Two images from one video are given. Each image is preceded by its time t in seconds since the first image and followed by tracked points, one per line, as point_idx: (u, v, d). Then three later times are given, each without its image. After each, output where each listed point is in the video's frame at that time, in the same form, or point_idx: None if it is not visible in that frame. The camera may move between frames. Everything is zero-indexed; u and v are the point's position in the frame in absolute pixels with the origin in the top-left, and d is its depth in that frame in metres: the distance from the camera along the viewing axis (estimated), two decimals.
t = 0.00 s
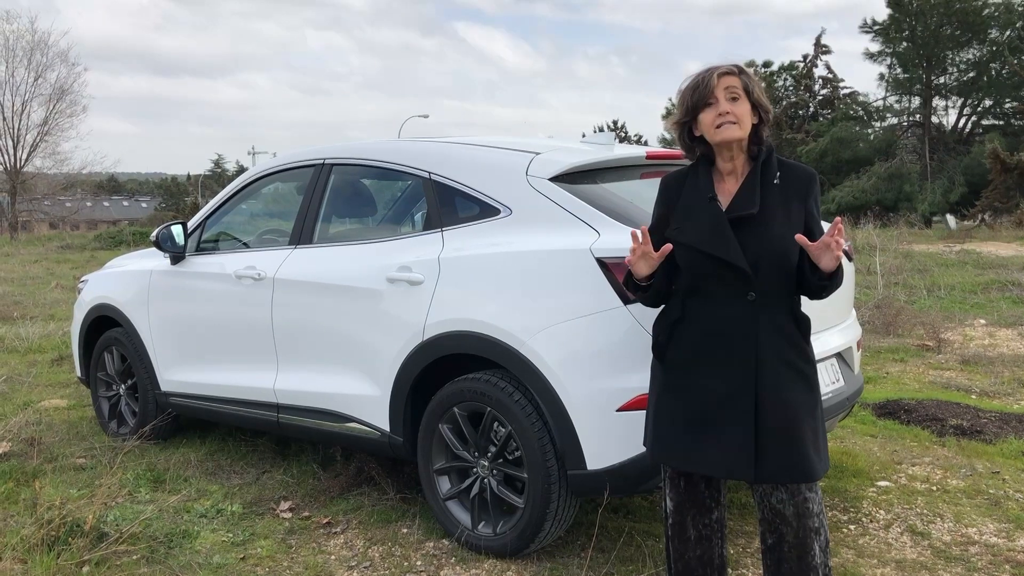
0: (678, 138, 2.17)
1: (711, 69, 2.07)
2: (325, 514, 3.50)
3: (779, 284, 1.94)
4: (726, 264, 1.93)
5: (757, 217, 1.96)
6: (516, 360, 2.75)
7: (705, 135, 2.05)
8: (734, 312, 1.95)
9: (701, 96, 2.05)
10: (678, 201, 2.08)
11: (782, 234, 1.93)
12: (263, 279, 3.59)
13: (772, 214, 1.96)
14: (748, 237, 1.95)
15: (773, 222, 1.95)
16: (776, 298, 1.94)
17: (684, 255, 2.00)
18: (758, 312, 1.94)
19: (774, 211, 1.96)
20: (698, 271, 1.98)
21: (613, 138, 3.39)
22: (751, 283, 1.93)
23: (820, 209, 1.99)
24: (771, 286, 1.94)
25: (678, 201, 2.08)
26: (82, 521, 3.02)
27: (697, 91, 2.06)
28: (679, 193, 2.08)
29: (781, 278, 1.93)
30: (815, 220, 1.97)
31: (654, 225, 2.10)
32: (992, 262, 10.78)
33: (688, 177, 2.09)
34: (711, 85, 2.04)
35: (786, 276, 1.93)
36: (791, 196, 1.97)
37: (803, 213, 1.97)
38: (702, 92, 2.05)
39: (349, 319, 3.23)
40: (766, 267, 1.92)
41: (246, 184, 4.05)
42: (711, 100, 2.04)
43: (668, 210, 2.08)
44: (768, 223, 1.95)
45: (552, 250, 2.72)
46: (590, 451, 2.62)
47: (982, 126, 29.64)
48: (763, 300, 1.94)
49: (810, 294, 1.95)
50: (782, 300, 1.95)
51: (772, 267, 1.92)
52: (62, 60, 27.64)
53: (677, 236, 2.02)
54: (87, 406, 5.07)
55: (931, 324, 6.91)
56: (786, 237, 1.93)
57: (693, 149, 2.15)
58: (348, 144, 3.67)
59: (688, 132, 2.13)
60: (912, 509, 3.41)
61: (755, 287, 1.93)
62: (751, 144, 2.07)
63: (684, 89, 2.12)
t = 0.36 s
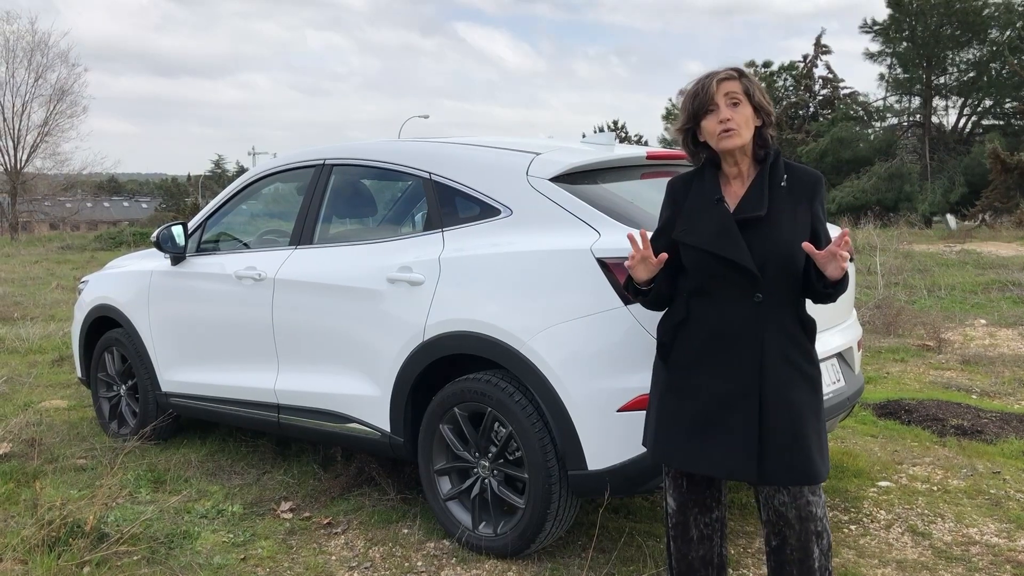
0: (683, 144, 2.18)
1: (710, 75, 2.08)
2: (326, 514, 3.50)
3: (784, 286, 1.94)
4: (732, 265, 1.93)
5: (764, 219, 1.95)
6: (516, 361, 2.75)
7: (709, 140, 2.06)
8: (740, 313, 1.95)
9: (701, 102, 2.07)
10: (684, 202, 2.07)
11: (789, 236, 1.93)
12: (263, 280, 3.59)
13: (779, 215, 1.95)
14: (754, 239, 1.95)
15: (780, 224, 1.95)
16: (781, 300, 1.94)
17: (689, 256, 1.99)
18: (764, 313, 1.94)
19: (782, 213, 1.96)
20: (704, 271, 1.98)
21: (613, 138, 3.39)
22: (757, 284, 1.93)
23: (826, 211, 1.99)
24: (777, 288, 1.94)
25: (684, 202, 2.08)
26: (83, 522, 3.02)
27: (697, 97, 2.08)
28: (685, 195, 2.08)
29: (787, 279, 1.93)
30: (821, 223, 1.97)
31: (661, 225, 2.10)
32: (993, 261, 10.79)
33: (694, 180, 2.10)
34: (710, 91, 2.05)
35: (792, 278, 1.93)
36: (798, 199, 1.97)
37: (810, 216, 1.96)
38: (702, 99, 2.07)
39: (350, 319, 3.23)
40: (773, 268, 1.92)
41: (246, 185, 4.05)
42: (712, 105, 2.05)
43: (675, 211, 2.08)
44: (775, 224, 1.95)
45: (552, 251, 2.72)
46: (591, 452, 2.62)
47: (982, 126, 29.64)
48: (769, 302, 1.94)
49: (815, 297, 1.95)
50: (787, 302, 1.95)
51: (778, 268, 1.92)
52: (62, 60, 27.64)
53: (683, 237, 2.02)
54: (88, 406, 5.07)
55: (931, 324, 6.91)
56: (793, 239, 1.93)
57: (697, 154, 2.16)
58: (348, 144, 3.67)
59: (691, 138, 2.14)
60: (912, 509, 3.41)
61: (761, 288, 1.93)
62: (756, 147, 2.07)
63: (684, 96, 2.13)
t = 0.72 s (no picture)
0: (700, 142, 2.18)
1: (729, 70, 2.09)
2: (326, 514, 3.49)
3: (801, 287, 1.93)
4: (749, 265, 1.93)
5: (782, 219, 1.95)
6: (516, 360, 2.75)
7: (728, 136, 2.05)
8: (755, 314, 1.95)
9: (720, 97, 2.07)
10: (701, 199, 2.07)
11: (806, 237, 1.93)
12: (263, 280, 3.58)
13: (797, 215, 1.95)
14: (771, 239, 1.94)
15: (798, 224, 1.94)
16: (797, 301, 1.94)
17: (705, 255, 1.99)
18: (779, 314, 1.94)
19: (800, 214, 1.95)
20: (719, 270, 1.97)
21: (613, 138, 3.39)
22: (773, 284, 1.93)
23: (843, 213, 1.99)
24: (792, 289, 1.93)
25: (701, 200, 2.07)
26: (83, 522, 3.02)
27: (716, 93, 2.08)
28: (703, 192, 2.08)
29: (803, 281, 1.93)
30: (839, 225, 1.97)
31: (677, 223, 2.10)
32: (992, 261, 10.79)
33: (712, 177, 2.09)
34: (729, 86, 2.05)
35: (808, 279, 1.93)
36: (816, 199, 1.97)
37: (827, 216, 1.96)
38: (721, 94, 2.07)
39: (350, 319, 3.22)
40: (790, 269, 1.92)
41: (246, 185, 4.05)
42: (730, 101, 2.05)
43: (692, 209, 2.08)
44: (792, 225, 1.94)
45: (553, 250, 2.72)
46: (591, 452, 2.61)
47: (982, 126, 29.64)
48: (784, 303, 1.94)
49: (831, 300, 1.95)
50: (803, 303, 1.95)
51: (795, 269, 1.92)
52: (62, 60, 27.64)
53: (699, 235, 2.01)
54: (88, 406, 5.06)
55: (931, 323, 6.92)
56: (810, 240, 1.92)
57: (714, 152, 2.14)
58: (348, 144, 3.67)
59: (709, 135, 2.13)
60: (913, 509, 3.41)
61: (777, 289, 1.93)
62: (776, 144, 2.06)
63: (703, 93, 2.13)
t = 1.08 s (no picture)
0: (720, 135, 2.16)
1: (755, 63, 2.07)
2: (326, 514, 3.49)
3: (820, 286, 1.93)
4: (767, 264, 1.93)
5: (801, 216, 1.94)
6: (517, 360, 2.75)
7: (749, 130, 2.05)
8: (774, 313, 1.95)
9: (744, 90, 2.05)
10: (719, 195, 2.08)
11: (826, 235, 1.92)
12: (264, 279, 3.58)
13: (817, 213, 1.94)
14: (789, 237, 1.94)
15: (817, 222, 1.93)
16: (816, 300, 1.93)
17: (723, 253, 2.00)
18: (798, 314, 1.93)
19: (819, 211, 1.95)
20: (738, 270, 1.98)
21: (613, 138, 3.39)
22: (792, 284, 1.92)
23: (865, 210, 1.97)
24: (812, 288, 1.93)
25: (719, 196, 2.08)
26: (83, 521, 3.02)
27: (740, 85, 2.06)
28: (722, 188, 2.08)
29: (822, 280, 1.92)
30: (860, 222, 1.95)
31: (695, 219, 2.11)
32: (993, 261, 10.79)
33: (731, 172, 2.09)
34: (754, 79, 2.03)
35: (828, 278, 1.92)
36: (836, 197, 1.95)
37: (848, 214, 1.94)
38: (745, 87, 2.05)
39: (351, 318, 3.22)
40: (808, 268, 1.91)
41: (246, 184, 4.05)
42: (754, 94, 2.03)
43: (710, 206, 2.08)
44: (811, 223, 1.94)
45: (554, 250, 2.72)
46: (592, 451, 2.61)
47: (983, 126, 29.63)
48: (803, 302, 1.93)
49: (852, 300, 1.94)
50: (823, 303, 1.94)
51: (813, 268, 1.91)
52: (63, 60, 27.64)
53: (717, 233, 2.02)
54: (88, 405, 5.06)
55: (932, 322, 6.92)
56: (830, 239, 1.91)
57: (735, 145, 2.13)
58: (348, 143, 3.67)
59: (731, 128, 2.12)
60: (913, 508, 3.41)
61: (795, 288, 1.93)
62: (798, 140, 2.05)
63: (727, 85, 2.12)
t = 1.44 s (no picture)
0: (732, 130, 2.15)
1: (770, 60, 2.05)
2: (328, 513, 3.49)
3: (832, 284, 1.92)
4: (778, 262, 1.93)
5: (811, 214, 1.95)
6: (519, 359, 2.75)
7: (762, 127, 2.04)
8: (785, 312, 1.95)
9: (758, 87, 2.03)
10: (730, 193, 2.08)
11: (837, 233, 1.92)
12: (266, 278, 3.58)
13: (828, 210, 1.94)
14: (800, 235, 1.94)
15: (828, 219, 1.94)
16: (828, 298, 1.93)
17: (733, 252, 2.00)
18: (810, 313, 1.93)
19: (830, 209, 1.95)
20: (749, 268, 1.99)
21: (615, 137, 3.38)
22: (803, 282, 1.92)
23: (876, 208, 1.97)
24: (823, 286, 1.93)
25: (729, 194, 2.08)
26: (85, 520, 3.02)
27: (755, 82, 2.04)
28: (732, 186, 2.08)
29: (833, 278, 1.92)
30: (871, 220, 1.95)
31: (705, 217, 2.11)
32: (995, 260, 10.78)
33: (742, 169, 2.09)
34: (769, 77, 2.02)
35: (839, 276, 1.92)
36: (848, 194, 1.95)
37: (859, 212, 1.94)
38: (759, 84, 2.03)
39: (353, 317, 3.22)
40: (819, 265, 1.91)
41: (248, 184, 4.05)
42: (768, 92, 2.02)
43: (721, 204, 2.09)
44: (822, 220, 1.94)
45: (556, 249, 2.72)
46: (594, 451, 2.61)
47: (985, 125, 29.59)
48: (814, 300, 1.93)
49: (864, 297, 1.94)
50: (834, 300, 1.94)
51: (825, 265, 1.91)
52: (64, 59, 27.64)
53: (727, 230, 2.02)
54: (89, 405, 5.06)
55: (934, 322, 6.91)
56: (841, 236, 1.91)
57: (746, 141, 2.13)
58: (350, 142, 3.67)
59: (743, 125, 2.11)
60: (915, 508, 3.41)
61: (806, 285, 1.93)
62: (810, 138, 2.05)
63: (740, 81, 2.10)
